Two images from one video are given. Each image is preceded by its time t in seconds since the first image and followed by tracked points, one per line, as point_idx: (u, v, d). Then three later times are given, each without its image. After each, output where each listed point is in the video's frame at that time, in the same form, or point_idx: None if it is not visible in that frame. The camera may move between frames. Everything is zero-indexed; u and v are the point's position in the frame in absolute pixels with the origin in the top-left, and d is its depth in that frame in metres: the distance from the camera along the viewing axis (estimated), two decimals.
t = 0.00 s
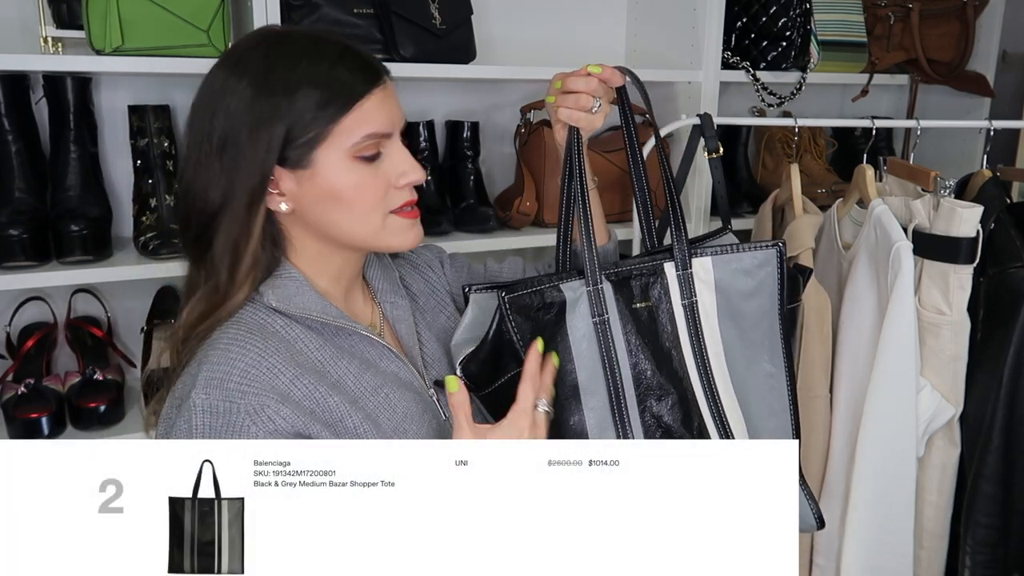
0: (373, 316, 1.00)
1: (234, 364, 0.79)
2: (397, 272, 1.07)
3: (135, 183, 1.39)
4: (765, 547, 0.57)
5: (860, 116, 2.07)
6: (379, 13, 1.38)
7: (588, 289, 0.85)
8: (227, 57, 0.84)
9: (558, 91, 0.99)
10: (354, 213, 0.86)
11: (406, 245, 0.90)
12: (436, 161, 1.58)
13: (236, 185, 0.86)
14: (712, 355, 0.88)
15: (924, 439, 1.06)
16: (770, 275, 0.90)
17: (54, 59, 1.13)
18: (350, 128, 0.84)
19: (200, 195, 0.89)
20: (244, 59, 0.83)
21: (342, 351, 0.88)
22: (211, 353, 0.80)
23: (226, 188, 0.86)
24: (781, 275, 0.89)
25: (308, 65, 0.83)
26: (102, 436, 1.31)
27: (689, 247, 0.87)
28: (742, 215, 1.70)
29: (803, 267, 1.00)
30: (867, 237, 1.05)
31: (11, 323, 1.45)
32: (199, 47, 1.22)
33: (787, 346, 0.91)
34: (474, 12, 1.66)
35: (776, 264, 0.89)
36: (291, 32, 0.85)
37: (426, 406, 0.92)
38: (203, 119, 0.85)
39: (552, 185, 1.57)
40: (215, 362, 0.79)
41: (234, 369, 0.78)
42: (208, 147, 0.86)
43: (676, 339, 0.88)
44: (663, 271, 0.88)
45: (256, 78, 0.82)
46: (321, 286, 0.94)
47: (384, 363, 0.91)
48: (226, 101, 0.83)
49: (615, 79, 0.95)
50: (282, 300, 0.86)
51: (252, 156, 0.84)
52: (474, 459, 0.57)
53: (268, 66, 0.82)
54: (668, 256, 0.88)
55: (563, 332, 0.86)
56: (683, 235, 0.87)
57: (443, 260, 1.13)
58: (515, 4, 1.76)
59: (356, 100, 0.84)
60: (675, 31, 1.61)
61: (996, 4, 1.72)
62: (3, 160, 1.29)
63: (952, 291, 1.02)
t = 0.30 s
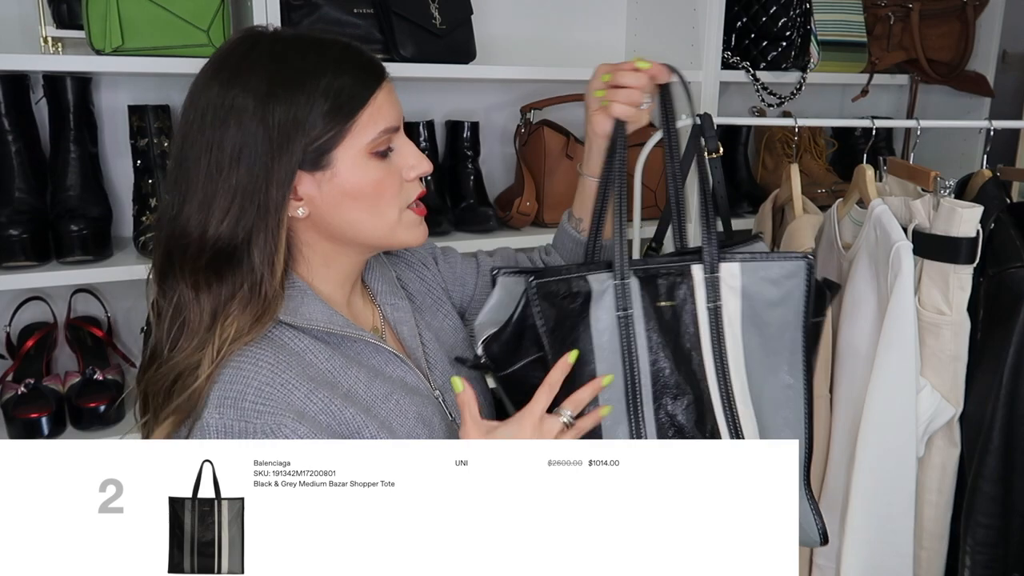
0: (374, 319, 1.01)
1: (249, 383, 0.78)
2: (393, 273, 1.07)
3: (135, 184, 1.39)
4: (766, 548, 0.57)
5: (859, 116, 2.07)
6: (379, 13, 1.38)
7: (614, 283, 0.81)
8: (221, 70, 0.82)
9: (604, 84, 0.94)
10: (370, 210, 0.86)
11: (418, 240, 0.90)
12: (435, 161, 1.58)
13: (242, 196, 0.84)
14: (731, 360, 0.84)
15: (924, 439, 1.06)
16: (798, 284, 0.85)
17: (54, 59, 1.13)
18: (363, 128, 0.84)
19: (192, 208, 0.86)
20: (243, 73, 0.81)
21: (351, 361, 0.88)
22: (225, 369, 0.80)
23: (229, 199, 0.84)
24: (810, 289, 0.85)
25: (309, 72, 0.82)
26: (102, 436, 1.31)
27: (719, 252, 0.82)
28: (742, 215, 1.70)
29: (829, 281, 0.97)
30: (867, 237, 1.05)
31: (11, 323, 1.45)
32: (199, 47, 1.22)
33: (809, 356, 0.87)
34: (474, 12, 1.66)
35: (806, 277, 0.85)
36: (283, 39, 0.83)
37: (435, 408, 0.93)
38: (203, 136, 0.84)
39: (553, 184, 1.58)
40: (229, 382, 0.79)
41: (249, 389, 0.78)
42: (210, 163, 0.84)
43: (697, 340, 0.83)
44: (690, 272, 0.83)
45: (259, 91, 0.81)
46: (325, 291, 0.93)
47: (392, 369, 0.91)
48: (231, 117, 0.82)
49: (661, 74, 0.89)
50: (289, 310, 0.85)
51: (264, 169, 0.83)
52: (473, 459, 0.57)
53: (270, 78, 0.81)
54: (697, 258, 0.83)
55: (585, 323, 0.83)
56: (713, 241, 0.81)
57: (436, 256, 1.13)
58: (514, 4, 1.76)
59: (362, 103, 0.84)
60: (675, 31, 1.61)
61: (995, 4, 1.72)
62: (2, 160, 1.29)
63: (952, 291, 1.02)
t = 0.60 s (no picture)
0: (373, 316, 1.01)
1: (259, 381, 0.78)
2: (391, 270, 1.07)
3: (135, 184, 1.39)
4: (767, 549, 0.57)
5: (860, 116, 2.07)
6: (379, 13, 1.38)
7: (648, 276, 0.84)
8: (229, 68, 0.82)
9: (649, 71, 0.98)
10: (373, 215, 0.87)
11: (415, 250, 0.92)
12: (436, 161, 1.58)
13: (247, 195, 0.83)
14: (761, 372, 0.87)
15: (924, 439, 1.06)
16: (829, 289, 0.87)
17: (54, 59, 1.13)
18: (370, 133, 0.85)
19: (195, 209, 0.86)
20: (251, 71, 0.81)
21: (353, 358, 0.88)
22: (232, 370, 0.80)
23: (233, 197, 0.84)
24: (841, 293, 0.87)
25: (317, 74, 0.82)
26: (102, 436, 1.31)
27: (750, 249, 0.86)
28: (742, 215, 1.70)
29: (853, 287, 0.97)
30: (867, 237, 1.06)
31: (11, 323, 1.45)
32: (199, 47, 1.22)
33: (836, 366, 0.89)
34: (474, 12, 1.66)
35: (838, 281, 0.87)
36: (291, 39, 0.84)
37: (439, 405, 0.94)
38: (208, 133, 0.83)
39: (553, 185, 1.58)
40: (239, 381, 0.78)
41: (260, 386, 0.77)
42: (215, 162, 0.84)
43: (727, 339, 0.86)
44: (722, 270, 0.86)
45: (267, 90, 0.81)
46: (326, 292, 0.94)
47: (392, 365, 0.92)
48: (237, 115, 0.81)
49: (706, 73, 0.96)
50: (290, 311, 0.86)
51: (270, 168, 0.82)
52: (474, 459, 0.57)
53: (278, 77, 0.81)
54: (729, 256, 0.87)
55: (615, 315, 0.86)
56: (746, 236, 0.85)
57: (429, 249, 1.14)
58: (514, 4, 1.76)
59: (369, 108, 0.84)
60: (675, 32, 1.61)
61: (995, 5, 1.72)
62: (3, 160, 1.29)
63: (952, 291, 1.02)
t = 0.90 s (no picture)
0: (370, 318, 1.01)
1: (264, 385, 0.78)
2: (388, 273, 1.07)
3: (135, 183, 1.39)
4: (767, 548, 0.57)
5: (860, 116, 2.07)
6: (379, 13, 1.38)
7: (652, 287, 0.84)
8: (239, 63, 0.82)
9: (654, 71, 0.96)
10: (369, 219, 0.87)
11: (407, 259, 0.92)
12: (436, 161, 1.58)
13: (251, 189, 0.83)
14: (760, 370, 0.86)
15: (924, 439, 1.06)
16: (830, 299, 0.86)
17: (54, 58, 1.13)
18: (374, 139, 0.85)
19: (199, 198, 0.85)
20: (262, 67, 0.81)
21: (355, 359, 0.88)
22: (236, 373, 0.80)
23: (238, 191, 0.84)
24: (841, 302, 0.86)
25: (328, 75, 0.82)
26: (102, 436, 1.31)
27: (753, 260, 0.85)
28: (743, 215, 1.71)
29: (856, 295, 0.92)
30: (867, 237, 1.05)
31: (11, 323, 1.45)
32: (199, 46, 1.22)
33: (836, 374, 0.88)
34: (474, 12, 1.66)
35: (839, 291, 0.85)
36: (304, 39, 0.84)
37: (440, 403, 0.94)
38: (215, 125, 0.82)
39: (552, 185, 1.58)
40: (243, 387, 0.78)
41: (265, 391, 0.77)
42: (221, 153, 0.83)
43: (730, 349, 0.86)
44: (724, 280, 0.86)
45: (277, 87, 0.81)
46: (322, 293, 0.95)
47: (393, 365, 0.92)
48: (245, 110, 0.81)
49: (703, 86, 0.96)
50: (292, 313, 0.86)
51: (275, 165, 0.82)
52: (473, 459, 0.57)
53: (289, 75, 0.81)
54: (730, 266, 0.86)
55: (620, 327, 0.86)
56: (747, 245, 0.84)
57: (424, 251, 1.14)
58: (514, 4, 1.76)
59: (376, 114, 0.85)
60: (675, 31, 1.61)
61: (995, 4, 1.72)
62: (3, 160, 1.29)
63: (952, 291, 1.02)
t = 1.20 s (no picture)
0: (363, 319, 1.02)
1: (256, 386, 0.78)
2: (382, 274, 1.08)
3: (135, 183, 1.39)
4: (766, 549, 0.57)
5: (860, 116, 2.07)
6: (379, 13, 1.38)
7: (648, 283, 0.84)
8: (242, 60, 0.82)
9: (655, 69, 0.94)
10: (361, 223, 0.87)
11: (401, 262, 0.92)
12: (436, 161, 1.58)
13: (249, 183, 0.83)
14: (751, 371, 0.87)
15: (924, 439, 1.06)
16: (821, 303, 0.86)
17: (54, 59, 1.13)
18: (370, 143, 0.85)
19: (197, 190, 0.85)
20: (264, 66, 0.81)
21: (347, 360, 0.88)
22: (228, 371, 0.80)
23: (235, 185, 0.84)
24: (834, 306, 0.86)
25: (330, 76, 0.83)
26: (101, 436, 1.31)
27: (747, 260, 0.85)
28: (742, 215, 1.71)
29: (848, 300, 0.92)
30: (867, 237, 1.05)
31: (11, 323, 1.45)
32: (199, 47, 1.22)
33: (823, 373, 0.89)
34: (473, 11, 1.66)
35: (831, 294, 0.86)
36: (308, 41, 0.84)
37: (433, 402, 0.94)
38: (215, 119, 0.83)
39: (552, 185, 1.58)
40: (235, 388, 0.78)
41: (257, 391, 0.77)
42: (220, 146, 0.83)
43: (723, 346, 0.87)
44: (718, 280, 0.86)
45: (279, 86, 0.81)
46: (314, 292, 0.95)
47: (385, 365, 0.92)
48: (245, 106, 0.81)
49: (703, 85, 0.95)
50: (283, 313, 0.86)
51: (273, 162, 0.82)
52: (473, 459, 0.57)
53: (292, 75, 0.81)
54: (725, 266, 0.86)
55: (616, 321, 0.86)
56: (742, 244, 0.84)
57: (419, 249, 1.14)
58: (515, 4, 1.76)
59: (375, 118, 0.85)
60: (675, 31, 1.61)
61: (995, 4, 1.72)
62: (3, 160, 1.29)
63: (952, 291, 1.02)
